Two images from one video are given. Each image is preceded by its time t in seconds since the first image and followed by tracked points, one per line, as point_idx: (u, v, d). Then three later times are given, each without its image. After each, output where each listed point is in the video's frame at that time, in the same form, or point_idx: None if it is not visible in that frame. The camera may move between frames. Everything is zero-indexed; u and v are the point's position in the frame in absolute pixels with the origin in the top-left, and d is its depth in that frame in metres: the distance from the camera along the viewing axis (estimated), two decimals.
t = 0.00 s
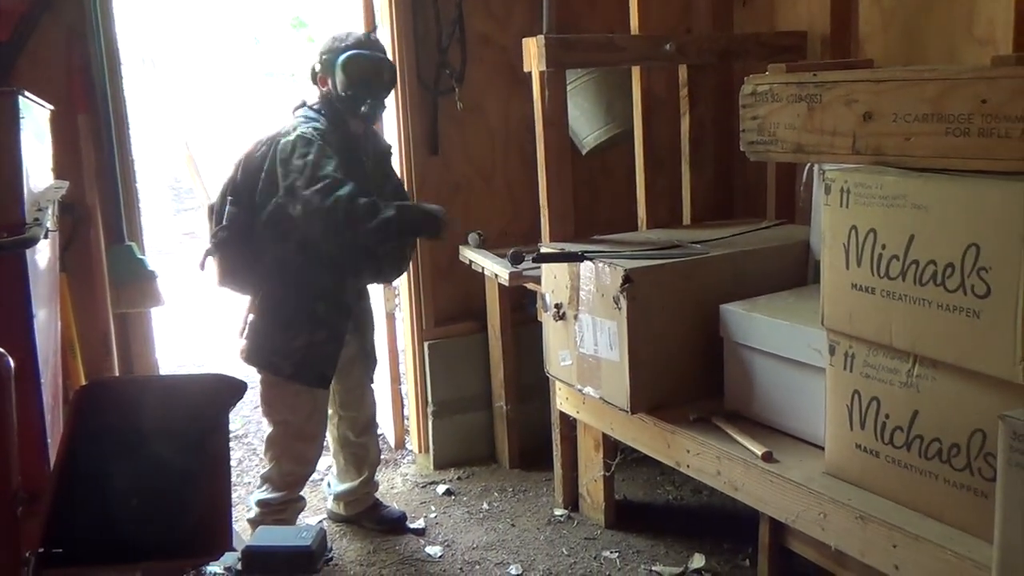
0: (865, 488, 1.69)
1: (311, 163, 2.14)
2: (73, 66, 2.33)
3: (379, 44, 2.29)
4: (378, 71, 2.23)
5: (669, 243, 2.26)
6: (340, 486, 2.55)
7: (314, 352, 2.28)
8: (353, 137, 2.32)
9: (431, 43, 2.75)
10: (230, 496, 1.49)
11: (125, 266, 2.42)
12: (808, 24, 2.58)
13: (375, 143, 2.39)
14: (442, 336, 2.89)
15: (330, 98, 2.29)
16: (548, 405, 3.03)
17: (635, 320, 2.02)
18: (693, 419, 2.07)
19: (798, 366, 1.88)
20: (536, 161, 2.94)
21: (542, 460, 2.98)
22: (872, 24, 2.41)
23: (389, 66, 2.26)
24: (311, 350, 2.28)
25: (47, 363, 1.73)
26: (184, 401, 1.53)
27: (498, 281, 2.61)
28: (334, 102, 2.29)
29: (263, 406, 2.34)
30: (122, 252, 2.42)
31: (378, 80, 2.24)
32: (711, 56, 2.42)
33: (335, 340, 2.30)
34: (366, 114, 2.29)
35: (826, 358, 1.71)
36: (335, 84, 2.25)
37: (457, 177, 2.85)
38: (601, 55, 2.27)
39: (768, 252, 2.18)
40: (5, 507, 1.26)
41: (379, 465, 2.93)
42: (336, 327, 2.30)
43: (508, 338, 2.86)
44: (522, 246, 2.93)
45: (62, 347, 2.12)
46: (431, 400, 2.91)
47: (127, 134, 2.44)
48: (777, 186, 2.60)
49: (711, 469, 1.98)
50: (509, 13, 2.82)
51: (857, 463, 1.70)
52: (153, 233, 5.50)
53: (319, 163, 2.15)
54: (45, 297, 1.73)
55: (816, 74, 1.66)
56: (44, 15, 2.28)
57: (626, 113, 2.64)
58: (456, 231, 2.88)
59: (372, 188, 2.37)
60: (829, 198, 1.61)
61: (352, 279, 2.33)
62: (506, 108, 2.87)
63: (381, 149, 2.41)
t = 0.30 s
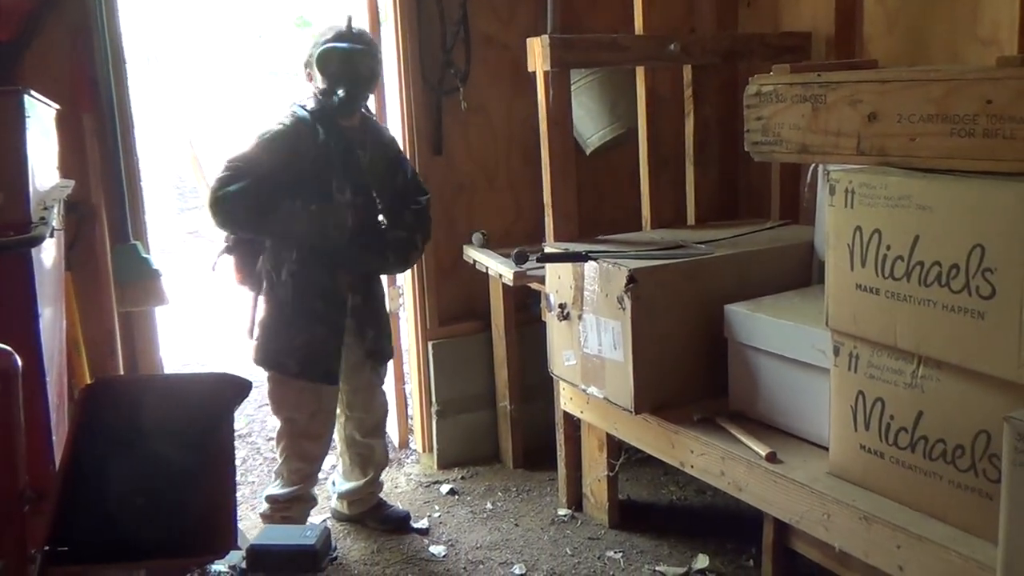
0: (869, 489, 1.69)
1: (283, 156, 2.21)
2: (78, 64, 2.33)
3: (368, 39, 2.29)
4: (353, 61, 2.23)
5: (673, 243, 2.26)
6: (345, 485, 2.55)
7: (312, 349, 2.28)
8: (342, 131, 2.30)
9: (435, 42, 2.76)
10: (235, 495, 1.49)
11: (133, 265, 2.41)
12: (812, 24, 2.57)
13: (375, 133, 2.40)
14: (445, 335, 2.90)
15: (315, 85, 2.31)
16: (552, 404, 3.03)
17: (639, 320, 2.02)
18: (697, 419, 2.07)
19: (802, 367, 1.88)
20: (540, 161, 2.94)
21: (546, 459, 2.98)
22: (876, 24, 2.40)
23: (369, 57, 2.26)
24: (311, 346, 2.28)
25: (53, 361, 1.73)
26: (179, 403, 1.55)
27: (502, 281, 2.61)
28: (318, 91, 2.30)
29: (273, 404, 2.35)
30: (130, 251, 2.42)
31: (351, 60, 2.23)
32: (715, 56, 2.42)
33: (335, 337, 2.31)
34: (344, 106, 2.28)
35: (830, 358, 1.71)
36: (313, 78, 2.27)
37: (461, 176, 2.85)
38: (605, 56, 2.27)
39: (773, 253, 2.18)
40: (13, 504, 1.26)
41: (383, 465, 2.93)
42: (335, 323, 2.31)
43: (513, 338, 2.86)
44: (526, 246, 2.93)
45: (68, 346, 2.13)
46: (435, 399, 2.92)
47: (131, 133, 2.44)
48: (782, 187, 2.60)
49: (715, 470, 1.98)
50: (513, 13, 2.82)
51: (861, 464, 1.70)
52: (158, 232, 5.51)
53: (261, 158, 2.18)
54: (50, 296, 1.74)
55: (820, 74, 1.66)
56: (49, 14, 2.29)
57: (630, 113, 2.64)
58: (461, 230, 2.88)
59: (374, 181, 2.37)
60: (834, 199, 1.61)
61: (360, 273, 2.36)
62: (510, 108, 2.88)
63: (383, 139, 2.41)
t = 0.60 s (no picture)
0: (887, 491, 1.68)
1: (266, 156, 2.23)
2: (98, 65, 2.35)
3: (357, 37, 2.28)
4: (335, 60, 2.22)
5: (690, 244, 2.26)
6: (361, 485, 2.56)
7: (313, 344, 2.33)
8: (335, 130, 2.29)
9: (452, 43, 2.76)
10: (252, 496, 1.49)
11: (153, 266, 2.38)
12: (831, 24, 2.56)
13: (373, 127, 2.37)
14: (461, 335, 2.90)
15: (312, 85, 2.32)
16: (569, 405, 3.03)
17: (656, 321, 2.02)
18: (714, 420, 2.07)
19: (820, 368, 1.87)
20: (557, 161, 2.95)
21: (562, 460, 2.99)
22: (896, 25, 2.39)
23: (354, 55, 2.24)
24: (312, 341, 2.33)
25: (74, 360, 1.75)
26: (193, 404, 1.55)
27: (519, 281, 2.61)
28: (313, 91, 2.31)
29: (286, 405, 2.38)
30: (150, 251, 2.39)
31: (334, 59, 2.22)
32: (733, 56, 2.42)
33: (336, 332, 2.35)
34: (330, 105, 2.27)
35: (849, 360, 1.70)
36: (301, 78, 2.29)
37: (477, 177, 2.85)
38: (622, 57, 2.28)
39: (791, 254, 2.18)
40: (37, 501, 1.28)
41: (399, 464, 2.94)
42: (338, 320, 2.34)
43: (529, 338, 2.86)
44: (543, 246, 2.93)
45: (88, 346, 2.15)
46: (451, 399, 2.92)
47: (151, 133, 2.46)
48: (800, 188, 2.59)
49: (731, 471, 1.98)
50: (531, 13, 2.82)
51: (880, 466, 1.69)
52: (176, 232, 5.55)
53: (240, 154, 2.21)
54: (72, 296, 1.76)
55: (839, 76, 1.66)
56: (70, 15, 2.31)
57: (647, 113, 2.64)
58: (477, 230, 2.89)
59: (371, 178, 2.33)
60: (852, 200, 1.61)
61: (364, 273, 2.33)
62: (527, 109, 2.88)
63: (382, 133, 2.37)
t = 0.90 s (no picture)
0: (901, 495, 1.67)
1: (254, 158, 2.22)
2: (113, 67, 2.36)
3: (346, 37, 2.24)
4: (319, 60, 2.19)
5: (704, 246, 2.25)
6: (372, 486, 2.57)
7: (303, 349, 2.33)
8: (320, 128, 2.27)
9: (465, 45, 2.76)
10: (265, 495, 1.51)
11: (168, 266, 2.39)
12: (845, 26, 2.55)
13: (362, 128, 2.35)
14: (473, 337, 2.90)
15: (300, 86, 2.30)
16: (581, 406, 3.03)
17: (669, 323, 2.02)
18: (726, 423, 2.06)
19: (834, 371, 1.87)
20: (570, 163, 2.95)
21: (574, 462, 2.98)
22: (910, 27, 2.38)
23: (340, 56, 2.21)
24: (302, 344, 2.33)
25: (89, 360, 1.76)
26: (201, 399, 1.54)
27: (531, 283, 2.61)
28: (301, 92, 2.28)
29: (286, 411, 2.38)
30: (162, 251, 2.40)
31: (315, 62, 2.19)
32: (747, 58, 2.41)
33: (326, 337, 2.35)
34: (315, 104, 2.24)
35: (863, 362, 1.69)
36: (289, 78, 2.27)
37: (490, 179, 2.86)
38: (636, 58, 2.27)
39: (805, 256, 2.17)
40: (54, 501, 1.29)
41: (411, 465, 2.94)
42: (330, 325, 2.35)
43: (541, 340, 2.86)
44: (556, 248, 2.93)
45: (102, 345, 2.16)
46: (463, 401, 2.92)
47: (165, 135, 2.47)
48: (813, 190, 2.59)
49: (744, 473, 1.97)
50: (544, 15, 2.82)
51: (895, 470, 1.68)
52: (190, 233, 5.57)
53: (228, 160, 2.20)
54: (87, 296, 1.77)
55: (854, 77, 1.65)
56: (85, 18, 2.32)
57: (660, 115, 2.64)
58: (490, 232, 2.89)
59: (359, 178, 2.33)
60: (867, 202, 1.60)
61: (351, 276, 2.33)
62: (539, 111, 2.88)
63: (371, 133, 2.36)
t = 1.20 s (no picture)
0: (912, 501, 1.67)
1: (247, 167, 2.23)
2: (125, 70, 2.38)
3: (330, 39, 2.22)
4: (298, 62, 2.16)
5: (715, 250, 2.25)
6: (380, 488, 2.57)
7: (304, 353, 2.29)
8: (307, 132, 2.24)
9: (476, 48, 2.77)
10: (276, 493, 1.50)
11: (177, 267, 2.43)
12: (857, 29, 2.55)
13: (352, 131, 2.32)
14: (482, 340, 2.90)
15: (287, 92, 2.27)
16: (590, 410, 3.03)
17: (679, 328, 2.02)
18: (736, 428, 2.06)
19: (844, 376, 1.86)
20: (580, 166, 2.94)
21: (583, 465, 2.98)
22: (922, 31, 2.38)
23: (321, 57, 2.17)
24: (302, 350, 2.29)
25: (101, 361, 1.76)
26: (212, 399, 1.55)
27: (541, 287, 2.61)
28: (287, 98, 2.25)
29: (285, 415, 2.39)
30: (173, 252, 2.44)
31: (298, 64, 2.16)
32: (758, 62, 2.41)
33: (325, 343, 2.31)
34: (299, 108, 2.20)
35: (874, 368, 1.69)
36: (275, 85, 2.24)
37: (500, 182, 2.86)
38: (647, 62, 2.27)
39: (816, 260, 2.16)
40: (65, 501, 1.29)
41: (420, 468, 2.95)
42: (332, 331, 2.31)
43: (551, 343, 2.86)
44: (566, 251, 2.93)
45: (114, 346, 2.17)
46: (473, 404, 2.93)
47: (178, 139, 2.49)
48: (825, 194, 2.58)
49: (754, 479, 1.97)
50: (554, 18, 2.82)
51: (906, 476, 1.67)
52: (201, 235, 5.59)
53: (228, 174, 2.22)
54: (99, 298, 1.78)
55: (866, 82, 1.65)
56: (98, 22, 2.33)
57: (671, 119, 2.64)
58: (500, 235, 2.89)
59: (349, 182, 2.31)
60: (878, 207, 1.59)
61: (346, 281, 2.32)
62: (549, 114, 2.88)
63: (362, 136, 2.33)
